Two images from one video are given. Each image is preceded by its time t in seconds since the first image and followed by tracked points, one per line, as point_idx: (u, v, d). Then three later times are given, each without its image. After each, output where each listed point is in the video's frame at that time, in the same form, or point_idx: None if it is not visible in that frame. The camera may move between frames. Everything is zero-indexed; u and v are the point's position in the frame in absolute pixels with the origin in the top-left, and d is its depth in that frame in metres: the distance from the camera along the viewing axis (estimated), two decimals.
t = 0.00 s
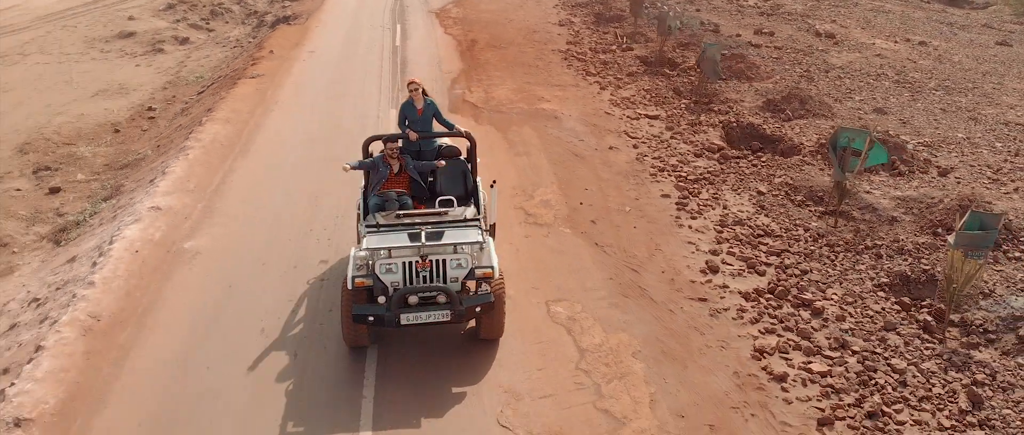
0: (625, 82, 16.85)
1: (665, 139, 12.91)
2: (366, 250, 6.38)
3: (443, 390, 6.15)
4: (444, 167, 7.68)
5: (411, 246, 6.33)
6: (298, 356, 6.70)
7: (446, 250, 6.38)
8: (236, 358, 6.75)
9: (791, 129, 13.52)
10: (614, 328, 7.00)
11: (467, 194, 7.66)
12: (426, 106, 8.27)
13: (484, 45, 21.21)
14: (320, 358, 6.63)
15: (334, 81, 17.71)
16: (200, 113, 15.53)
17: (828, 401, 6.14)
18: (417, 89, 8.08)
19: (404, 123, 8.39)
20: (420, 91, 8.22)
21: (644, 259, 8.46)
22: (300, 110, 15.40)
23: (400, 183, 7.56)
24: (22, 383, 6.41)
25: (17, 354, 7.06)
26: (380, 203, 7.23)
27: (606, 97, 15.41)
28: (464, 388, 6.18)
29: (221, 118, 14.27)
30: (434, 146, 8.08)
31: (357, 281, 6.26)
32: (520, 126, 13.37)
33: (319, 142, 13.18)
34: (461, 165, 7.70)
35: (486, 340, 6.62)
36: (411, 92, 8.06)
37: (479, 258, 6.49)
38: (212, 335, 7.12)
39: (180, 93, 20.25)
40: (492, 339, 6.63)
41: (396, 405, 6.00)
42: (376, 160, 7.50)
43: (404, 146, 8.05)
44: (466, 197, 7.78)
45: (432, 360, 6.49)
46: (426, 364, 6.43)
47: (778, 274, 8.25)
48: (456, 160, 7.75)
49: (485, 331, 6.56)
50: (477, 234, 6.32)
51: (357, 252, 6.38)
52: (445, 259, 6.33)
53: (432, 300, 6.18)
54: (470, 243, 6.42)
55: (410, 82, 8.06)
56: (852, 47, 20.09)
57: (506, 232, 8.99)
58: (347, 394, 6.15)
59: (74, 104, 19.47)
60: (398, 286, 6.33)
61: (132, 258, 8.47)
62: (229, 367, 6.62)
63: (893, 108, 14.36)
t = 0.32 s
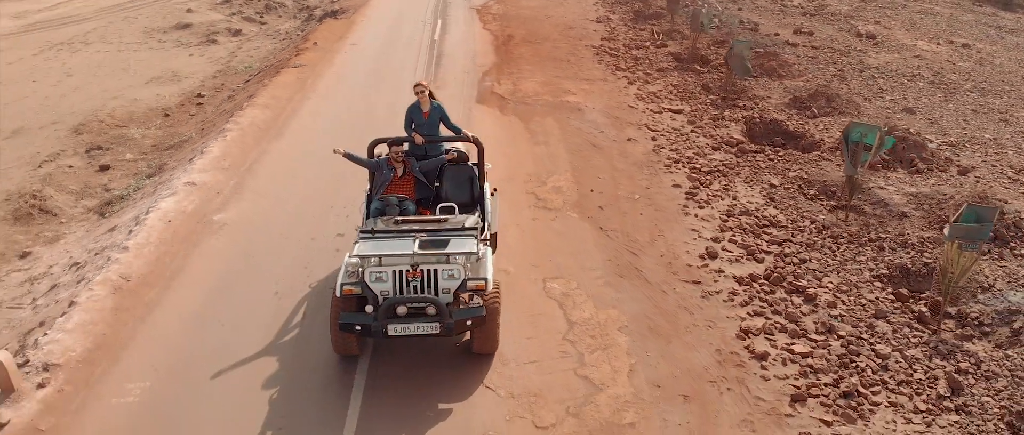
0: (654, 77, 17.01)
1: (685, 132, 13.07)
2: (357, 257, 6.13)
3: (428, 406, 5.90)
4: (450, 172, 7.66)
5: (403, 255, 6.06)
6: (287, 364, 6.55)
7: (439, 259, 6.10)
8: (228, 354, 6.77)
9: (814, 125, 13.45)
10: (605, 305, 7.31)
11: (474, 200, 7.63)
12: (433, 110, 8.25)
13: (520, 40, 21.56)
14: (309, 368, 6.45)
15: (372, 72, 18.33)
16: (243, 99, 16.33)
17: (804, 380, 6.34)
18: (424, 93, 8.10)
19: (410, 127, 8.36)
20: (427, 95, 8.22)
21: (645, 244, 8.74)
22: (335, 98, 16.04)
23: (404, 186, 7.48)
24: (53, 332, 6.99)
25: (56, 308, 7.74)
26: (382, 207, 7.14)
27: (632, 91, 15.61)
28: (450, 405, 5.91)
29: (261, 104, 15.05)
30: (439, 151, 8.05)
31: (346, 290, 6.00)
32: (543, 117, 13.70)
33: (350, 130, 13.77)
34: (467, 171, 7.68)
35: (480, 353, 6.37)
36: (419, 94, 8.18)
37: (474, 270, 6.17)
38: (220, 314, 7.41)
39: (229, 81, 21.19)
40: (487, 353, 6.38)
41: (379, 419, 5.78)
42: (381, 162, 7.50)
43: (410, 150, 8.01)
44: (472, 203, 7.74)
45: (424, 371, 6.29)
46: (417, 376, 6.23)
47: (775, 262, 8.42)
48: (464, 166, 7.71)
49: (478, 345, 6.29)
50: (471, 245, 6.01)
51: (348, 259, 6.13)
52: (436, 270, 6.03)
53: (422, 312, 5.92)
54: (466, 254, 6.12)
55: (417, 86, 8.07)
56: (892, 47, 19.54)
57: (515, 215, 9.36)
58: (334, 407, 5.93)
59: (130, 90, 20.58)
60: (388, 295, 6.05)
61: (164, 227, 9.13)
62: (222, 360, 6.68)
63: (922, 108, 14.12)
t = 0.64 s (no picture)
0: (684, 73, 17.08)
1: (707, 126, 13.21)
2: (341, 264, 5.99)
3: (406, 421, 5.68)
4: (451, 177, 7.57)
5: (387, 264, 5.88)
6: (270, 370, 6.44)
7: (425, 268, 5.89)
8: (222, 346, 6.84)
9: (838, 122, 13.31)
10: (602, 283, 7.64)
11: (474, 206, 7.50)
12: (434, 113, 8.13)
13: (556, 36, 21.85)
14: (293, 375, 6.33)
15: (409, 64, 18.92)
16: (286, 87, 17.13)
17: (786, 358, 6.55)
18: (425, 95, 7.98)
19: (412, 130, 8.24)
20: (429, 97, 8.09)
21: (650, 229, 9.02)
22: (372, 87, 16.67)
23: (403, 191, 7.42)
24: (90, 289, 7.68)
25: (95, 269, 8.45)
26: (377, 213, 7.12)
27: (659, 86, 15.78)
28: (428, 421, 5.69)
29: (300, 92, 15.80)
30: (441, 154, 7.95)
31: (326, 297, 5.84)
32: (568, 109, 14.01)
33: (381, 117, 14.36)
34: (468, 176, 7.57)
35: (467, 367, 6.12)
36: (420, 97, 8.01)
37: (461, 282, 5.94)
38: (227, 299, 7.62)
39: (276, 71, 22.07)
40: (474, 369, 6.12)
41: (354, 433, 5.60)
42: (380, 164, 7.43)
43: (412, 154, 7.93)
44: (473, 208, 7.60)
45: (410, 384, 6.08)
46: (399, 389, 6.03)
47: (777, 250, 8.59)
48: (465, 171, 7.60)
49: (464, 358, 6.05)
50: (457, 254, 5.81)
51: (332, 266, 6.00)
52: (420, 280, 5.81)
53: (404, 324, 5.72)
54: (452, 265, 5.91)
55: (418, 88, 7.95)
56: (934, 48, 19.10)
57: (527, 200, 9.75)
58: (312, 420, 5.79)
59: (183, 77, 21.62)
60: (371, 304, 5.88)
61: (198, 200, 9.83)
62: (215, 352, 6.75)
63: (953, 108, 13.87)
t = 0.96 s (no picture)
0: (716, 69, 17.11)
1: (731, 121, 13.31)
2: (319, 270, 5.81)
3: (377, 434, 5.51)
4: (448, 183, 7.58)
5: (365, 272, 5.68)
6: (252, 374, 6.38)
7: (404, 277, 5.70)
8: (224, 337, 6.96)
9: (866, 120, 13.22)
10: (604, 262, 7.98)
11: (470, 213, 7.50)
12: (431, 117, 8.12)
13: (594, 32, 22.08)
14: (273, 378, 6.27)
15: (448, 56, 19.45)
16: (329, 77, 17.86)
17: (773, 337, 6.79)
18: (423, 99, 7.98)
19: (409, 134, 8.25)
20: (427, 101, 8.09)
21: (658, 216, 9.30)
22: (409, 78, 17.25)
23: (397, 195, 7.45)
24: (129, 252, 8.38)
25: (137, 235, 9.18)
26: (368, 216, 7.12)
27: (689, 82, 15.91)
28: None
29: (341, 82, 16.50)
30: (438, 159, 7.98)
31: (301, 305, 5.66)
32: (595, 102, 14.29)
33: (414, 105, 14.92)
34: (465, 182, 7.58)
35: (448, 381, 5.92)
36: (418, 101, 7.98)
37: (441, 292, 5.73)
38: (234, 289, 7.79)
39: (322, 62, 22.87)
40: (456, 382, 5.92)
41: None
42: (375, 168, 7.46)
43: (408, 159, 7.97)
44: (469, 215, 7.60)
45: (387, 398, 5.90)
46: (376, 401, 5.87)
47: (782, 238, 8.78)
48: (462, 177, 7.61)
49: (444, 371, 5.84)
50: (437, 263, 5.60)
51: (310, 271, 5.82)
52: (399, 290, 5.61)
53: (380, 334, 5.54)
54: (432, 275, 5.70)
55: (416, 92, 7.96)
56: (979, 51, 18.66)
57: (542, 185, 10.13)
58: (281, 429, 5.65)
59: (235, 67, 22.62)
60: (349, 313, 5.70)
61: (235, 176, 10.51)
62: (208, 345, 6.85)
63: (987, 110, 13.64)
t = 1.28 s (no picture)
0: (750, 66, 17.12)
1: (756, 116, 13.41)
2: (291, 276, 5.70)
3: None
4: (441, 189, 7.13)
5: (337, 280, 5.55)
6: (227, 376, 6.32)
7: (376, 286, 5.53)
8: (222, 326, 7.10)
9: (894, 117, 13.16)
10: (610, 243, 8.34)
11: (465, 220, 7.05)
12: (422, 120, 7.57)
13: (633, 28, 22.26)
14: (254, 375, 6.31)
15: (486, 50, 19.92)
16: (371, 68, 18.56)
17: (763, 317, 7.05)
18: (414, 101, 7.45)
19: (398, 137, 7.72)
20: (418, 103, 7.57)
21: (669, 203, 9.58)
22: (446, 69, 17.80)
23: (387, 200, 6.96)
24: (169, 221, 9.09)
25: (179, 205, 9.92)
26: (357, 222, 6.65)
27: (720, 78, 16.01)
28: None
29: (381, 73, 17.17)
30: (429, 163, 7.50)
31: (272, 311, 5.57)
32: (623, 96, 14.56)
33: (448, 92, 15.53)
34: (458, 188, 7.13)
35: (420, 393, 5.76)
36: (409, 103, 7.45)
37: (414, 305, 5.54)
38: (234, 283, 7.88)
39: (368, 55, 23.61)
40: (429, 395, 5.75)
41: None
42: (366, 172, 7.03)
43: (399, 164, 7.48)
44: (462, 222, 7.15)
45: (365, 406, 5.81)
46: (346, 410, 5.77)
47: (789, 227, 8.95)
48: (455, 182, 7.16)
49: (414, 385, 5.65)
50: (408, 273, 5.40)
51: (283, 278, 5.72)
52: (370, 299, 5.46)
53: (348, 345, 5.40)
54: (405, 285, 5.52)
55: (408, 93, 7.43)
56: None
57: (560, 171, 10.51)
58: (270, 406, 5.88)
59: (286, 58, 23.56)
60: (320, 321, 5.58)
61: (273, 156, 11.21)
62: (200, 337, 6.94)
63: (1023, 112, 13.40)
